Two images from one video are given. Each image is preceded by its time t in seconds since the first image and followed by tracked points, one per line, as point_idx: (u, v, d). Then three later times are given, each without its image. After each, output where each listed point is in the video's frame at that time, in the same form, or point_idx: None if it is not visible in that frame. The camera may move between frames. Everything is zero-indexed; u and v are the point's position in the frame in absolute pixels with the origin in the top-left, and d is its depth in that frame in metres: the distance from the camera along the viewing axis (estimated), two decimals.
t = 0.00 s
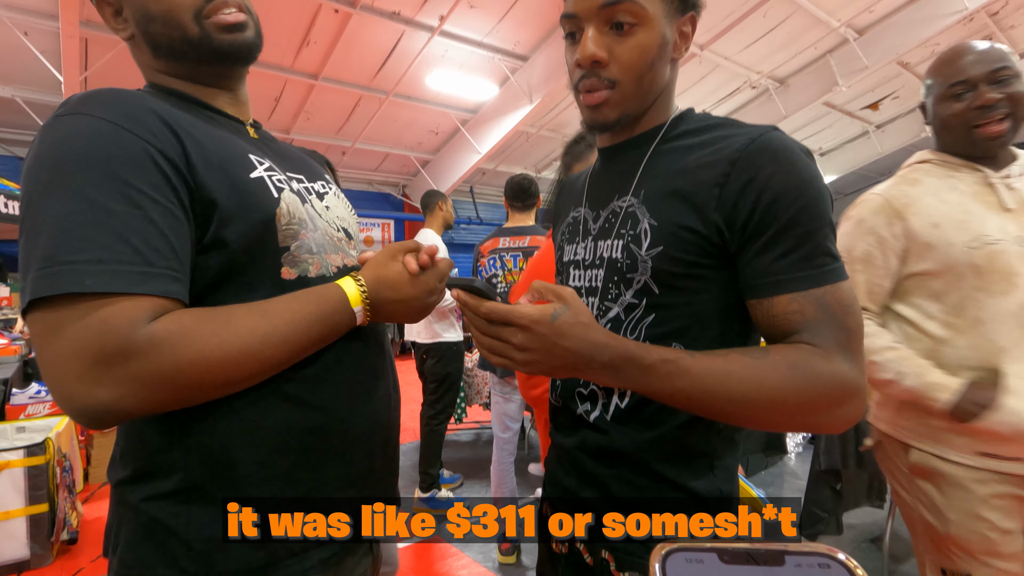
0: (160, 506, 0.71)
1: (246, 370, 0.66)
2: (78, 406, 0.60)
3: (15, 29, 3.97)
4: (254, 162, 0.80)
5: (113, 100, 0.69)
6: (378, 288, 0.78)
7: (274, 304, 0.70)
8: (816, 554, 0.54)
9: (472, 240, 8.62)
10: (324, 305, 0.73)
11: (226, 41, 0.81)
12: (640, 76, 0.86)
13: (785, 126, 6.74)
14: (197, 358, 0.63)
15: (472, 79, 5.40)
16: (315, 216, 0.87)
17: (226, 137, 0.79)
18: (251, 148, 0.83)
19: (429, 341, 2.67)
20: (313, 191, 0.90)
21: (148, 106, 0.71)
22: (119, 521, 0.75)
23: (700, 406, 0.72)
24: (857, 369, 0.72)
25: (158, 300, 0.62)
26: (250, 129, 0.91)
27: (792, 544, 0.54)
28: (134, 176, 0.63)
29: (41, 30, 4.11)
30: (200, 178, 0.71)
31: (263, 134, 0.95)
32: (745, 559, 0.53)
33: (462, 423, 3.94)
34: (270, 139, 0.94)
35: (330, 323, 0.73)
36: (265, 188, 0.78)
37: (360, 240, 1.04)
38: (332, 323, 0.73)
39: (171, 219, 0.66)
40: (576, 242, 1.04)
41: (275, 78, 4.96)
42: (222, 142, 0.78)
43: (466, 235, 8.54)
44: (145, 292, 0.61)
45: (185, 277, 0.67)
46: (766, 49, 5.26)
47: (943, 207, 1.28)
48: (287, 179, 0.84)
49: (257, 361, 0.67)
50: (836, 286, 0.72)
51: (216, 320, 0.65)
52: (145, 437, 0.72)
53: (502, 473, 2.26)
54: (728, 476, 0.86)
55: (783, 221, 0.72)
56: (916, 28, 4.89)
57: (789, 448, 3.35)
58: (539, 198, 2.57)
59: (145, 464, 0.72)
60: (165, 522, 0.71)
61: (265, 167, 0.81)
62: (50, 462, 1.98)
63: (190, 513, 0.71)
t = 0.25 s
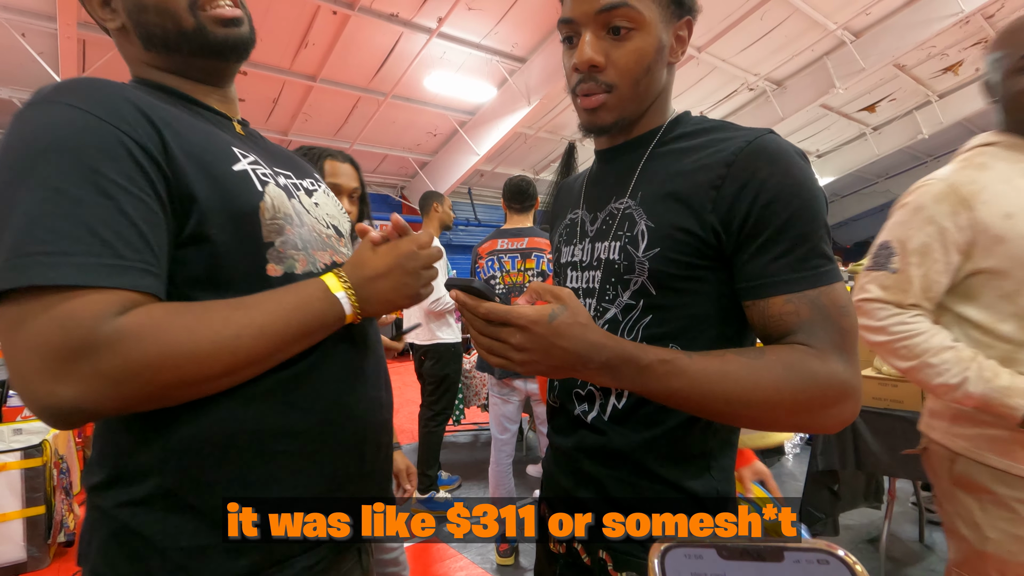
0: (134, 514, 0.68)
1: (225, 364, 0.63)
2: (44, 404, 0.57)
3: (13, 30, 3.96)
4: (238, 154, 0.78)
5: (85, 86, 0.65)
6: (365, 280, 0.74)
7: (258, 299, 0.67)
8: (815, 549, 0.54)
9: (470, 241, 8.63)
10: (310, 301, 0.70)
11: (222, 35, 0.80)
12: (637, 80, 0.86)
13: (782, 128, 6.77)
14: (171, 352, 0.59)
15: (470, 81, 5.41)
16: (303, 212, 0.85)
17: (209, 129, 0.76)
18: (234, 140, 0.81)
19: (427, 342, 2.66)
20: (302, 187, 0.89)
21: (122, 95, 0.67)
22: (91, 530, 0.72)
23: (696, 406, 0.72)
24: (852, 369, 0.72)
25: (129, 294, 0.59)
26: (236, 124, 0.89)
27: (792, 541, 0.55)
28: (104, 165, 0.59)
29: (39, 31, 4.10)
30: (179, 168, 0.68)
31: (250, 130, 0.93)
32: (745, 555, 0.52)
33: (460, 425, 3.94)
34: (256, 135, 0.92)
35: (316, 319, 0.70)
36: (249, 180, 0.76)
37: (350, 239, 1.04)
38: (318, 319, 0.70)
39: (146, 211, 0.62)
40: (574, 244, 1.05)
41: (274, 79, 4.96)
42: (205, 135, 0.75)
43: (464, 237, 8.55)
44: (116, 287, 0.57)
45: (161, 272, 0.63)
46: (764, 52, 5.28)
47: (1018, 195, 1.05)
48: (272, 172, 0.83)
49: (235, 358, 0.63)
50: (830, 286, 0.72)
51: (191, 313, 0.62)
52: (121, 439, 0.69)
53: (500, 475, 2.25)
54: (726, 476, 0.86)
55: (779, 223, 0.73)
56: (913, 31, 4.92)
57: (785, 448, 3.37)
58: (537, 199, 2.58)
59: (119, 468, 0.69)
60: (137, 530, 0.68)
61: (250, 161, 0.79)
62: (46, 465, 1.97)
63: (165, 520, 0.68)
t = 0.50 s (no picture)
0: (92, 521, 0.65)
1: (179, 366, 0.60)
2: None
3: (9, 29, 3.94)
4: (212, 147, 0.76)
5: (47, 74, 0.64)
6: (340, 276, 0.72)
7: (223, 299, 0.65)
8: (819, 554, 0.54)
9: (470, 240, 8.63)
10: (277, 302, 0.67)
11: (203, 26, 0.78)
12: (634, 78, 0.86)
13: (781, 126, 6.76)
14: (123, 352, 0.57)
15: (468, 79, 5.39)
16: (284, 209, 0.83)
17: (182, 120, 0.75)
18: (209, 132, 0.79)
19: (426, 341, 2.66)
20: (286, 183, 0.88)
21: (87, 84, 0.66)
22: (50, 537, 0.69)
23: (697, 404, 0.72)
24: (851, 367, 0.72)
25: (79, 292, 0.57)
26: (220, 118, 0.87)
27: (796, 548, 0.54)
28: (56, 153, 0.57)
29: (35, 31, 4.08)
30: (143, 157, 0.66)
31: (234, 125, 0.91)
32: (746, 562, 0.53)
33: (460, 424, 3.95)
34: (241, 130, 0.91)
35: (285, 320, 0.67)
36: (223, 174, 0.74)
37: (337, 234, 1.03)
38: (288, 318, 0.67)
39: (101, 202, 0.60)
40: (573, 242, 1.04)
41: (271, 78, 4.95)
42: (176, 126, 0.73)
43: (464, 236, 8.54)
44: (65, 282, 0.56)
45: (119, 269, 0.61)
46: (763, 50, 5.27)
47: None
48: (251, 167, 0.81)
49: (193, 358, 0.61)
50: (830, 284, 0.72)
51: (146, 312, 0.60)
52: (83, 444, 0.67)
53: (499, 474, 2.26)
54: (726, 475, 0.86)
55: (778, 220, 0.72)
56: (911, 29, 4.92)
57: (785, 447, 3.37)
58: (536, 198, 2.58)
59: (77, 473, 0.67)
60: (94, 539, 0.65)
61: (225, 153, 0.77)
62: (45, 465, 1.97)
63: (123, 529, 0.65)
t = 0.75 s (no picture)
0: (50, 531, 0.64)
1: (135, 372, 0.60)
2: None
3: (12, 30, 3.96)
4: (191, 144, 0.76)
5: (21, 62, 0.63)
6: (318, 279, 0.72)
7: (187, 303, 0.64)
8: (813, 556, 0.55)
9: (472, 240, 8.62)
10: (245, 307, 0.66)
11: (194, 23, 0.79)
12: (634, 77, 0.86)
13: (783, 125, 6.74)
14: (79, 353, 0.57)
15: (470, 79, 5.39)
16: (266, 210, 0.84)
17: (163, 117, 0.75)
18: (192, 128, 0.79)
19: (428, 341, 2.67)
20: (274, 183, 0.89)
21: (63, 75, 0.66)
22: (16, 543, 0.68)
23: (696, 404, 0.72)
24: (853, 367, 0.72)
25: (37, 292, 0.57)
26: (209, 111, 0.88)
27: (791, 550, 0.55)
28: (24, 149, 0.57)
29: (38, 32, 4.10)
30: (117, 155, 0.66)
31: (225, 121, 0.91)
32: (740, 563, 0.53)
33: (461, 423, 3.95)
34: (231, 127, 0.91)
35: (250, 325, 0.67)
36: (199, 171, 0.75)
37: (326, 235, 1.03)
38: (250, 324, 0.67)
39: (67, 200, 0.60)
40: (573, 242, 1.04)
41: (272, 78, 4.95)
42: (154, 124, 0.73)
43: (466, 236, 8.54)
44: (25, 283, 0.55)
45: (84, 272, 0.61)
46: (765, 49, 5.25)
47: None
48: (235, 165, 0.81)
49: (149, 364, 0.60)
50: (832, 284, 0.72)
51: (104, 315, 0.60)
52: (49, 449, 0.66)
53: (501, 473, 2.26)
54: (727, 475, 0.86)
55: (779, 220, 0.72)
56: (914, 27, 4.90)
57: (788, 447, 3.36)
58: (538, 198, 2.58)
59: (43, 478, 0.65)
60: (60, 548, 0.64)
61: (205, 151, 0.78)
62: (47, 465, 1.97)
63: (84, 542, 0.64)
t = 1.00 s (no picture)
0: (28, 544, 0.63)
1: (107, 381, 0.60)
2: None
3: (5, 32, 3.94)
4: (167, 146, 0.76)
5: None
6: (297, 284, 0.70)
7: (161, 306, 0.64)
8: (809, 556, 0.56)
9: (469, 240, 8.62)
10: (222, 312, 0.66)
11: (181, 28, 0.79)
12: (627, 84, 0.86)
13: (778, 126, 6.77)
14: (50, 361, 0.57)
15: (466, 80, 5.39)
16: (247, 213, 0.84)
17: (139, 119, 0.75)
18: (170, 129, 0.79)
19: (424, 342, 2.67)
20: (257, 185, 0.89)
21: (35, 75, 0.66)
22: None
23: (687, 403, 0.72)
24: (843, 367, 0.72)
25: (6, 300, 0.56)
26: (191, 111, 0.87)
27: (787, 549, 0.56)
28: None
29: (32, 33, 4.09)
30: (88, 158, 0.66)
31: (207, 120, 0.90)
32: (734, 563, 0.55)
33: (458, 425, 3.95)
34: (213, 126, 0.90)
35: (230, 332, 0.67)
36: (177, 175, 0.75)
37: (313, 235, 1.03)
38: (232, 332, 0.67)
39: (37, 206, 0.59)
40: (567, 242, 1.05)
41: (267, 80, 4.95)
42: (131, 126, 0.73)
43: (463, 236, 8.54)
44: None
45: (51, 278, 0.60)
46: (759, 49, 5.27)
47: None
48: (214, 168, 0.82)
49: (119, 370, 0.60)
50: (823, 284, 0.72)
51: (79, 323, 0.59)
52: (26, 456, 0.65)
53: (497, 474, 2.26)
54: (718, 475, 0.86)
55: (770, 220, 0.72)
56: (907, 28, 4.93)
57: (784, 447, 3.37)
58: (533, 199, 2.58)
59: (25, 487, 0.64)
60: (35, 559, 0.63)
61: (182, 154, 0.78)
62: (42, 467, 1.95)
63: (57, 552, 0.63)
